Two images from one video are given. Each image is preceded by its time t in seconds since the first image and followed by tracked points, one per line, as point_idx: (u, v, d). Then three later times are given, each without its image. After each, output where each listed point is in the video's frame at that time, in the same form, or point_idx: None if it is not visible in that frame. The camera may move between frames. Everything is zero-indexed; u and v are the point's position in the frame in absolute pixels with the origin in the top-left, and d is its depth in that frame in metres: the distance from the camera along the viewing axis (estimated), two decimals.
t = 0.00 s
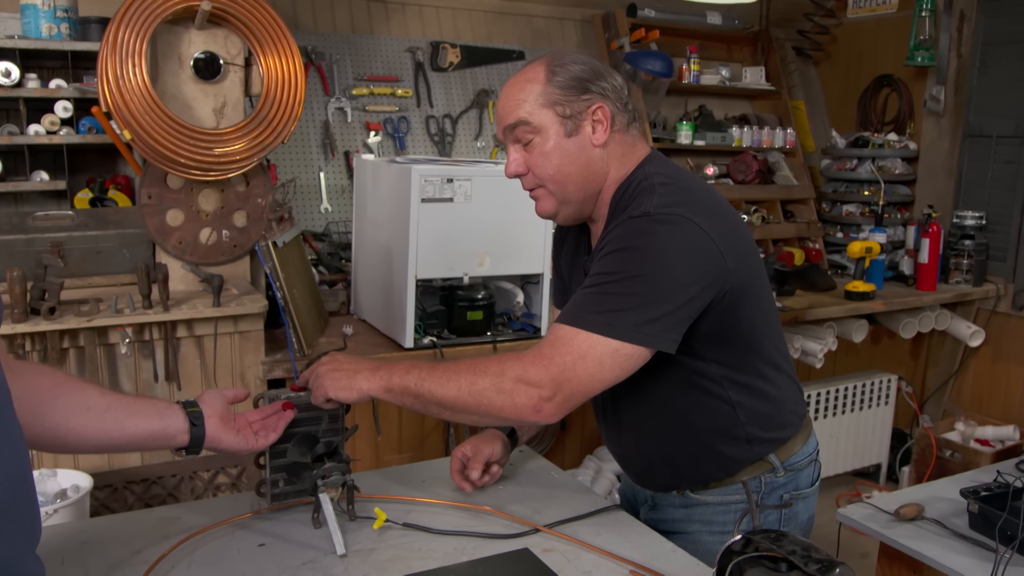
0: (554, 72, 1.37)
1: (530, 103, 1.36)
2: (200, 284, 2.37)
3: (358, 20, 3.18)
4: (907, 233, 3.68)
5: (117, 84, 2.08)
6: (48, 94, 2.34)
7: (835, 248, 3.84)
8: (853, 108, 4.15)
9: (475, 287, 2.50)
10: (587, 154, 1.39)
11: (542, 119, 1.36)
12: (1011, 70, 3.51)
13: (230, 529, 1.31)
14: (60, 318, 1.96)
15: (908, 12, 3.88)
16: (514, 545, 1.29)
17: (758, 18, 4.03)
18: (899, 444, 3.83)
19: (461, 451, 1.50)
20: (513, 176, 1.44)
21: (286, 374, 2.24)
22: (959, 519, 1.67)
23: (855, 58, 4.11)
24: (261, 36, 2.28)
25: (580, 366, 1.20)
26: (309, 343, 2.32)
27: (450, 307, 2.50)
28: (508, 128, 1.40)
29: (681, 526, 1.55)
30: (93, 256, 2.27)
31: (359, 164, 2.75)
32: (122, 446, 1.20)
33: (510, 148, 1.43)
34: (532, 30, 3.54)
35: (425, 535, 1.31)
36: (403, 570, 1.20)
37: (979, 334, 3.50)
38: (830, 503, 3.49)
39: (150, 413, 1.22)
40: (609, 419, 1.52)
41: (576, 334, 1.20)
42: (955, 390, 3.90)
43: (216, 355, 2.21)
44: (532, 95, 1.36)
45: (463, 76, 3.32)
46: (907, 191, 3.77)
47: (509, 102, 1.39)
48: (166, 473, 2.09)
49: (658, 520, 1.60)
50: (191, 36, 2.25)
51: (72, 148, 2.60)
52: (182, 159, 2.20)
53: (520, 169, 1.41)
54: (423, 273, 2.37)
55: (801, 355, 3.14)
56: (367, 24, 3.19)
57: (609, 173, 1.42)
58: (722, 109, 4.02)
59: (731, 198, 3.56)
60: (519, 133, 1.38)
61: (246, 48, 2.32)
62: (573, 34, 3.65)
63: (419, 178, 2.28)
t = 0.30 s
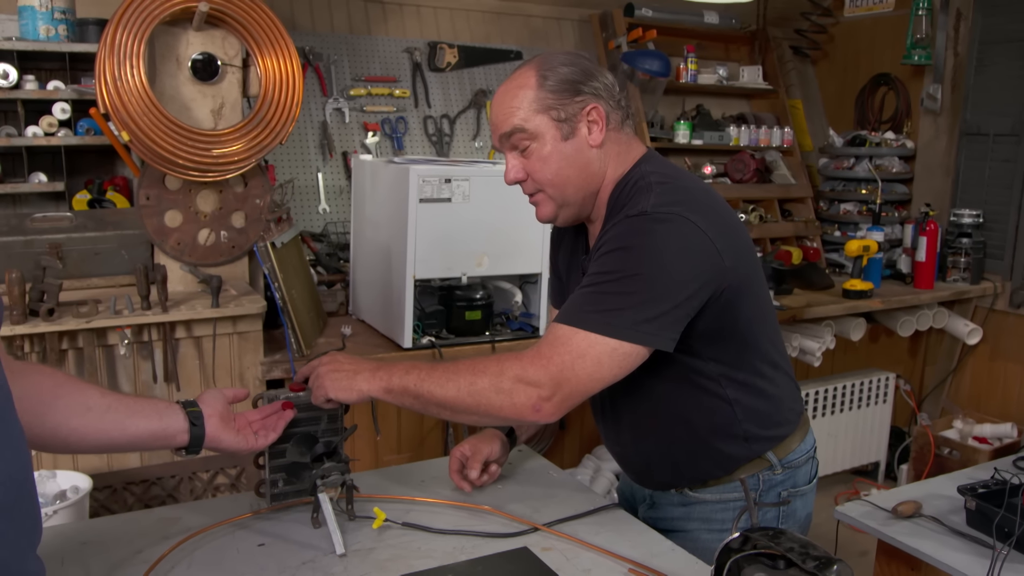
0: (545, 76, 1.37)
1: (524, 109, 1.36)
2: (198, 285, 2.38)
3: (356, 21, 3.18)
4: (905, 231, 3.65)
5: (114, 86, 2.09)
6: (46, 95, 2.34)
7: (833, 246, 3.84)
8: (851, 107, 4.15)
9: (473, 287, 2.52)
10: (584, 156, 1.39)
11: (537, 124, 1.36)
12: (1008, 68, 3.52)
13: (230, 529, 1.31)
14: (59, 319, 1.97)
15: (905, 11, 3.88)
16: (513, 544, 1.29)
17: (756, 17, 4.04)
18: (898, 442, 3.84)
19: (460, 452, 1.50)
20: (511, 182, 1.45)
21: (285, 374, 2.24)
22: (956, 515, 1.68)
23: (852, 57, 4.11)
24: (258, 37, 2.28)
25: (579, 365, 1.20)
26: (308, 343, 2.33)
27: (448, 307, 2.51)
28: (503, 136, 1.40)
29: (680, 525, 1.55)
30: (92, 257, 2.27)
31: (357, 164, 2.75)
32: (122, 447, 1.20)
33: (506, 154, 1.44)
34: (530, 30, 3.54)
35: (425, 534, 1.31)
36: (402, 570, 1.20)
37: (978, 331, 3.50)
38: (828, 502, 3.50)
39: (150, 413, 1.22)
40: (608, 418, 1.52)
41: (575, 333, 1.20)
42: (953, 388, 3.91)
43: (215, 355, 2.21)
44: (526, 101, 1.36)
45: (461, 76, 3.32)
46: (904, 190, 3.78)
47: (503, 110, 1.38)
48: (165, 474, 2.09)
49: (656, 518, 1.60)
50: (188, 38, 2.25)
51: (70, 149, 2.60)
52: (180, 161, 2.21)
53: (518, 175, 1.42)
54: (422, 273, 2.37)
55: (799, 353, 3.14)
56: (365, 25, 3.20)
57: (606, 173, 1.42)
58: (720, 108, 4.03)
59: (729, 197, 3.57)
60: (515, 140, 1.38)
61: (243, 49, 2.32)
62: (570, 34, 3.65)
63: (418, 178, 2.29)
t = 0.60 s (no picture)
0: (541, 76, 1.37)
1: (520, 109, 1.36)
2: (196, 283, 2.38)
3: (353, 19, 3.18)
4: (902, 230, 3.63)
5: (111, 83, 2.08)
6: (42, 93, 2.33)
7: (830, 245, 3.85)
8: (848, 106, 4.16)
9: (471, 285, 2.52)
10: (581, 154, 1.39)
11: (533, 124, 1.36)
12: (1005, 67, 3.52)
13: (226, 527, 1.31)
14: (55, 317, 1.96)
15: (903, 10, 3.89)
16: (510, 541, 1.29)
17: (753, 15, 4.04)
18: (895, 440, 3.85)
19: (456, 451, 1.50)
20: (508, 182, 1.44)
21: (282, 372, 2.23)
22: (952, 513, 1.68)
23: (850, 55, 4.11)
24: (255, 34, 2.27)
25: (576, 361, 1.20)
26: (305, 341, 2.32)
27: (446, 305, 2.51)
28: (500, 136, 1.40)
29: (677, 522, 1.55)
30: (89, 255, 2.27)
31: (355, 162, 2.74)
32: (119, 444, 1.20)
33: (503, 155, 1.43)
34: (527, 28, 3.54)
35: (422, 531, 1.31)
36: (400, 567, 1.20)
37: (974, 330, 3.52)
38: (825, 500, 3.50)
39: (147, 410, 1.22)
40: (606, 415, 1.53)
41: (570, 330, 1.21)
42: (950, 386, 3.92)
43: (212, 353, 2.21)
44: (522, 101, 1.36)
45: (458, 74, 3.32)
46: (901, 188, 3.78)
47: (499, 110, 1.38)
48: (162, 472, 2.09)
49: (653, 516, 1.60)
50: (185, 35, 2.25)
51: (67, 147, 2.60)
52: (177, 158, 2.20)
53: (516, 175, 1.42)
54: (419, 271, 2.37)
55: (796, 351, 3.15)
56: (362, 23, 3.20)
57: (604, 171, 1.42)
58: (717, 106, 4.03)
59: (727, 195, 3.57)
60: (511, 140, 1.38)
61: (241, 47, 2.31)
62: (568, 32, 3.65)
63: (415, 176, 2.29)
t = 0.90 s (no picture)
0: (545, 71, 1.37)
1: (524, 104, 1.36)
2: (196, 280, 2.37)
3: (354, 17, 3.17)
4: (902, 230, 3.64)
5: (112, 80, 2.08)
6: (43, 89, 2.33)
7: (830, 245, 3.85)
8: (849, 107, 4.16)
9: (470, 284, 2.49)
10: (584, 151, 1.39)
11: (537, 118, 1.36)
12: (1006, 68, 3.53)
13: (225, 525, 1.31)
14: (55, 314, 1.96)
15: (904, 11, 3.89)
16: (509, 540, 1.29)
17: (754, 16, 4.04)
18: (894, 442, 3.85)
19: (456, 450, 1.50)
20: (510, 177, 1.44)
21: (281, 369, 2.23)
22: (950, 515, 1.68)
23: (851, 56, 4.12)
24: (257, 32, 2.27)
25: (572, 355, 1.20)
26: (305, 339, 2.32)
27: (446, 304, 2.51)
28: (503, 131, 1.40)
29: (676, 522, 1.55)
30: (89, 252, 2.26)
31: (355, 161, 2.74)
32: (118, 441, 1.20)
33: (505, 150, 1.43)
34: (528, 27, 3.53)
35: (420, 530, 1.31)
36: (398, 566, 1.20)
37: (974, 331, 3.51)
38: (824, 501, 3.50)
39: (147, 407, 1.22)
40: (605, 413, 1.53)
41: (567, 326, 1.20)
42: (949, 387, 3.92)
43: (211, 351, 2.21)
44: (525, 96, 1.36)
45: (459, 73, 3.32)
46: (902, 189, 3.78)
47: (502, 105, 1.38)
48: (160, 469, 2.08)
49: (652, 516, 1.60)
50: (187, 32, 2.24)
51: (68, 144, 2.60)
52: (178, 155, 2.20)
53: (518, 170, 1.42)
54: (419, 269, 2.37)
55: (796, 351, 3.14)
56: (363, 21, 3.19)
57: (605, 170, 1.42)
58: (718, 106, 4.03)
59: (727, 195, 3.57)
60: (514, 135, 1.38)
61: (242, 44, 2.31)
62: (569, 31, 3.65)
63: (415, 174, 2.28)
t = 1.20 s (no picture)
0: (542, 68, 1.37)
1: (520, 100, 1.36)
2: (193, 278, 2.37)
3: (353, 15, 3.17)
4: (902, 230, 3.64)
5: (110, 77, 2.08)
6: (40, 86, 2.32)
7: (829, 244, 3.85)
8: (848, 106, 4.16)
9: (469, 282, 2.50)
10: (580, 148, 1.39)
11: (533, 115, 1.35)
12: (1005, 68, 3.52)
13: (221, 523, 1.31)
14: (52, 311, 1.96)
15: (904, 10, 3.89)
16: (506, 539, 1.29)
17: (754, 15, 4.04)
18: (892, 441, 3.85)
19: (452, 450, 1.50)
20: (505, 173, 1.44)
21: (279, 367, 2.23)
22: (948, 515, 1.68)
23: (850, 56, 4.11)
24: (255, 30, 2.26)
25: (575, 356, 1.20)
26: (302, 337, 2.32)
27: (444, 302, 2.51)
28: (499, 127, 1.39)
29: (673, 520, 1.55)
30: (86, 249, 2.25)
31: (353, 159, 2.74)
32: (115, 439, 1.20)
33: (502, 146, 1.43)
34: (528, 25, 3.53)
35: (417, 529, 1.31)
36: (395, 565, 1.20)
37: (972, 330, 3.51)
38: (822, 500, 3.50)
39: (143, 405, 1.22)
40: (602, 411, 1.52)
41: (568, 324, 1.20)
42: (947, 387, 3.92)
43: (209, 349, 2.21)
44: (521, 93, 1.36)
45: (458, 71, 3.32)
46: (901, 189, 3.78)
47: (499, 101, 1.38)
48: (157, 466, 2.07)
49: (649, 514, 1.60)
50: (185, 29, 2.24)
51: (66, 141, 2.59)
52: (176, 152, 2.20)
53: (514, 167, 1.41)
54: (417, 267, 2.36)
55: (794, 351, 3.15)
56: (362, 19, 3.18)
57: (602, 167, 1.42)
58: (717, 105, 4.03)
59: (726, 194, 3.57)
60: (510, 131, 1.38)
61: (240, 41, 2.31)
62: (568, 29, 3.64)
63: (414, 172, 2.28)
